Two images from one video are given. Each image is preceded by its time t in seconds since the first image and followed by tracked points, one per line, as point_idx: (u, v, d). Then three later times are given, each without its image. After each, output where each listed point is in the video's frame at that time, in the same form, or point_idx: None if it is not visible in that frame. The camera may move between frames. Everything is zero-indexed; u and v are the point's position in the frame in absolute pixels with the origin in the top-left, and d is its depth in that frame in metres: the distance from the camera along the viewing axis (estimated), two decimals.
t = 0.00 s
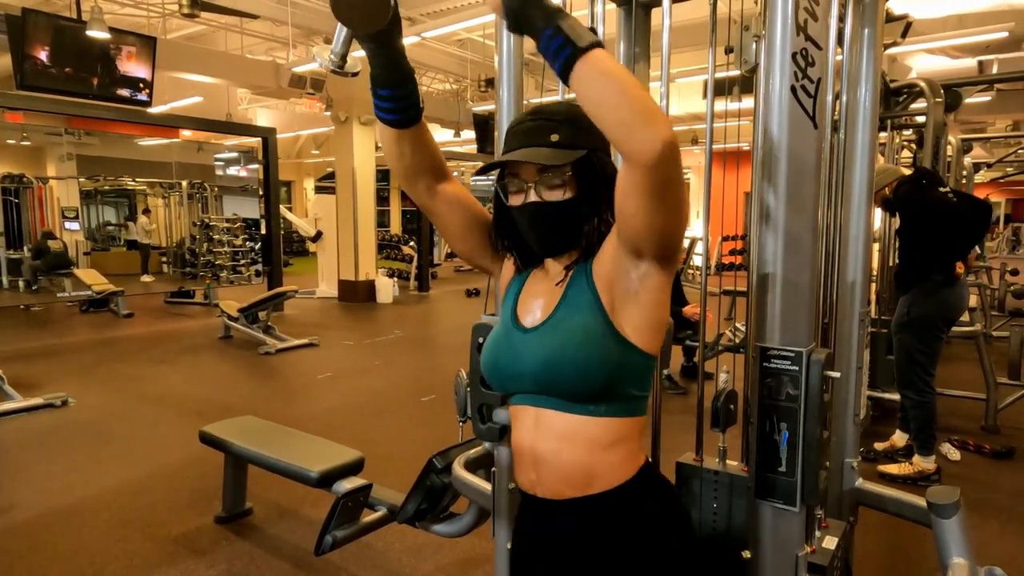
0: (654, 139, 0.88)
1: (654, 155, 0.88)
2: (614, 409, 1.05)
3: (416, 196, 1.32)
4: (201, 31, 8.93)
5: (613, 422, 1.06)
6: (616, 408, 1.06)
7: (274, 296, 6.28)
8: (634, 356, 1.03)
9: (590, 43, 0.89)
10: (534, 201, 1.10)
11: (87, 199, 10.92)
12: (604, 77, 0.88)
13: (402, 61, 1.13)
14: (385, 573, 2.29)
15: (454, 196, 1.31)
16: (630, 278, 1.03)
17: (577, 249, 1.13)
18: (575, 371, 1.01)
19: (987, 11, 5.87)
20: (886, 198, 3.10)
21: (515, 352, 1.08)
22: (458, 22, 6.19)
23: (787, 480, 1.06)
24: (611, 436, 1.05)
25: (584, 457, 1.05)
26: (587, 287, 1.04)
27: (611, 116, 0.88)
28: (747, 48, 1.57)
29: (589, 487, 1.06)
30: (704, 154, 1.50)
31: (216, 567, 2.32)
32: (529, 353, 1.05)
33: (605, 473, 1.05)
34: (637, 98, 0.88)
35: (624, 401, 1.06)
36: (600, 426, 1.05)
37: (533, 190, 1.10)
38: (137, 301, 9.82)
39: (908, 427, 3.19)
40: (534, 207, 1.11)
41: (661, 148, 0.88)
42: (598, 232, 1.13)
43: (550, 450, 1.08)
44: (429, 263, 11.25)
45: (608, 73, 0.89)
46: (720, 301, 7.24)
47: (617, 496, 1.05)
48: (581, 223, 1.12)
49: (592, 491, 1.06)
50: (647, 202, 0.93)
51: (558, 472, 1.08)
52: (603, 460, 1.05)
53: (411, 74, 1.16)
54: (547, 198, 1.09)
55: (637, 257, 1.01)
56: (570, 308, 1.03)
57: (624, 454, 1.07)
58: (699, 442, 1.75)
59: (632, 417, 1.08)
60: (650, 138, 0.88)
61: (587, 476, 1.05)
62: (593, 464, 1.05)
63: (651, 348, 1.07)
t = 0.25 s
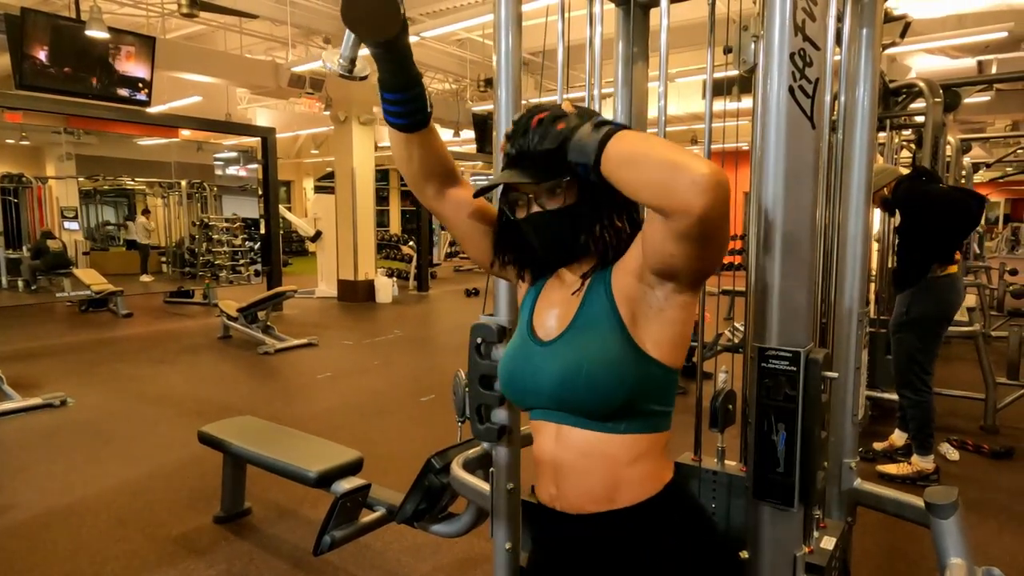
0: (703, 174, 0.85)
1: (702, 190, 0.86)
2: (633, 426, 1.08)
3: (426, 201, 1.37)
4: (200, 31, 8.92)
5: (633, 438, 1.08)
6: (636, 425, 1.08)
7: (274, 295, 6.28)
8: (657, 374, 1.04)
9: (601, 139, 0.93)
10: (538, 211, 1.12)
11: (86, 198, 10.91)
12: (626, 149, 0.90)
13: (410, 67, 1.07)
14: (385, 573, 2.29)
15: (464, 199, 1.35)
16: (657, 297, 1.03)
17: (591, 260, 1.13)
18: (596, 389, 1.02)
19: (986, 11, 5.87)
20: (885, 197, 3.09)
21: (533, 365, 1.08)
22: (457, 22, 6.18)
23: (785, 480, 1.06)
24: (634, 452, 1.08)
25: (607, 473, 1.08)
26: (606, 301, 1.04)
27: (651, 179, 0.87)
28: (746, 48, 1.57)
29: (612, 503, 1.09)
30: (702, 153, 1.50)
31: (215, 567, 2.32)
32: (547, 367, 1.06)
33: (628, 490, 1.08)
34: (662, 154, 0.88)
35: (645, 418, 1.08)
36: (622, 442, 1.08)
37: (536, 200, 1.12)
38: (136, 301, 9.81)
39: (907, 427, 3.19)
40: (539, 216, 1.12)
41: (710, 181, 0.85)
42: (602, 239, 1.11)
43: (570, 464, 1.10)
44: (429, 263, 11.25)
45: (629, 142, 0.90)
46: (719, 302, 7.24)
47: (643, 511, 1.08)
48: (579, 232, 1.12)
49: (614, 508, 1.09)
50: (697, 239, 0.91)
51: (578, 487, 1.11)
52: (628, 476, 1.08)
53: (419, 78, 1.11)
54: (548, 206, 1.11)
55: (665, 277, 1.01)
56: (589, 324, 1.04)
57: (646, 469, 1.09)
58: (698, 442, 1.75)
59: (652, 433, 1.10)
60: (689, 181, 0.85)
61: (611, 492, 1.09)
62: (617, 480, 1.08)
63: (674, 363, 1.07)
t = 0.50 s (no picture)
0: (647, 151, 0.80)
1: (654, 167, 0.80)
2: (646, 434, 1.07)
3: (446, 199, 1.36)
4: (200, 30, 8.92)
5: (644, 446, 1.07)
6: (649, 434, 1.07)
7: (274, 295, 6.28)
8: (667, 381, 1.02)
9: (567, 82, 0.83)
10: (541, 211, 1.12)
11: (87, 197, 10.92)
12: (588, 106, 0.81)
13: (416, 66, 1.09)
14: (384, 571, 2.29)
15: (478, 195, 1.33)
16: (663, 296, 1.01)
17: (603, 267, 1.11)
18: (599, 391, 1.02)
19: (987, 10, 5.86)
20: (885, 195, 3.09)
21: (541, 366, 1.10)
22: (458, 21, 6.18)
23: (784, 479, 1.05)
24: (643, 459, 1.07)
25: (615, 480, 1.08)
26: (618, 308, 1.04)
27: (594, 138, 0.81)
28: (747, 47, 1.57)
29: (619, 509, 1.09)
30: (702, 152, 1.50)
31: (215, 566, 2.33)
32: (555, 368, 1.07)
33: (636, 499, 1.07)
34: (621, 115, 0.81)
35: (656, 425, 1.07)
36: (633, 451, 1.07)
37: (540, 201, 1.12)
38: (137, 300, 9.82)
39: (907, 427, 3.19)
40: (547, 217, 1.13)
41: (661, 159, 0.80)
42: (596, 243, 1.12)
43: (582, 468, 1.11)
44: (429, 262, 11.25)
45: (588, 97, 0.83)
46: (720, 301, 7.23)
47: (654, 518, 1.08)
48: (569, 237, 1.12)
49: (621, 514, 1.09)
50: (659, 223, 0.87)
51: (586, 491, 1.11)
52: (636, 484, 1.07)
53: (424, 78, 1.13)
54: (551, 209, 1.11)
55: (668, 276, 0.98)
56: (598, 329, 1.04)
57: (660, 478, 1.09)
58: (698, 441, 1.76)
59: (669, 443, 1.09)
60: (636, 155, 0.80)
61: (617, 498, 1.08)
62: (625, 487, 1.08)
63: (690, 372, 1.05)
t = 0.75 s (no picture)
0: (546, 133, 0.77)
1: (548, 151, 0.78)
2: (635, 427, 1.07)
3: (459, 199, 1.36)
4: (203, 29, 8.92)
5: (630, 440, 1.08)
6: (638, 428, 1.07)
7: (276, 293, 6.28)
8: (650, 377, 1.01)
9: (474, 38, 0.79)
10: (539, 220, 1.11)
11: (89, 196, 10.93)
12: (497, 74, 0.78)
13: (429, 71, 1.05)
14: (386, 570, 2.30)
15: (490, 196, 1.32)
16: (641, 288, 0.98)
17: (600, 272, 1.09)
18: (584, 381, 1.02)
19: (991, 8, 5.84)
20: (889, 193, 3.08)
21: (535, 352, 1.10)
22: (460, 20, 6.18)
23: (787, 477, 1.05)
24: (629, 454, 1.08)
25: (601, 474, 1.09)
26: (605, 298, 1.02)
27: (493, 105, 0.79)
28: (749, 45, 1.57)
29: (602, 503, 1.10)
30: (705, 151, 1.50)
31: (218, 564, 2.33)
32: (547, 355, 1.07)
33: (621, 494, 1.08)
34: (528, 90, 0.78)
35: (641, 420, 1.06)
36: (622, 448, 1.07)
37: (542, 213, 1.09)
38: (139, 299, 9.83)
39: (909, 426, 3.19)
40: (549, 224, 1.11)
41: (554, 144, 0.78)
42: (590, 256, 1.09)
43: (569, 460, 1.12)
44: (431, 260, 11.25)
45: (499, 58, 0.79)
46: (722, 300, 7.22)
47: (638, 512, 1.09)
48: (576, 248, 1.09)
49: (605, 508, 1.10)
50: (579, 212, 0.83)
51: (573, 480, 1.12)
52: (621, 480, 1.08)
53: (438, 82, 1.08)
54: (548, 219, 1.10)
55: (641, 268, 0.95)
56: (583, 321, 1.02)
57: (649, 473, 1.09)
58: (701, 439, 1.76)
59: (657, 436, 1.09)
60: (535, 136, 0.77)
61: (602, 492, 1.09)
62: (610, 483, 1.08)
63: (681, 368, 1.02)
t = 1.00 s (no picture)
0: (492, 152, 0.76)
1: (495, 174, 0.78)
2: (614, 425, 1.09)
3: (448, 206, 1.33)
4: (209, 27, 8.94)
5: (607, 439, 1.10)
6: (616, 426, 1.09)
7: (282, 291, 6.30)
8: (626, 376, 1.03)
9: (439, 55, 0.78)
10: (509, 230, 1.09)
11: (97, 194, 10.98)
12: (455, 89, 0.77)
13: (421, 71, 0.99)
14: (391, 566, 2.30)
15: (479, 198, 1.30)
16: (609, 293, 0.99)
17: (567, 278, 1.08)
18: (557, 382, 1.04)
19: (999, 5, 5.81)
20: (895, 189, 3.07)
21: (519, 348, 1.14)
22: (465, 17, 6.18)
23: (792, 476, 1.05)
24: (610, 454, 1.10)
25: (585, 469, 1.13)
26: (579, 301, 1.03)
27: (448, 128, 0.79)
28: (755, 43, 1.56)
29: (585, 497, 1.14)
30: (710, 149, 1.50)
31: (224, 560, 2.34)
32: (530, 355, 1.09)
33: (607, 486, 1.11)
34: (486, 111, 0.76)
35: (619, 417, 1.09)
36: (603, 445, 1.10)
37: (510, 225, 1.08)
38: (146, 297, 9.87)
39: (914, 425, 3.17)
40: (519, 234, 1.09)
41: (500, 167, 0.77)
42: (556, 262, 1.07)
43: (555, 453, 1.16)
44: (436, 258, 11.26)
45: (456, 77, 0.78)
46: (728, 298, 7.20)
47: (626, 501, 1.11)
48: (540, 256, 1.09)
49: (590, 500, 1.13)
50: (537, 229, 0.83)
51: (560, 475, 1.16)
52: (600, 472, 1.12)
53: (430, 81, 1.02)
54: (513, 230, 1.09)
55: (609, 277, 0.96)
56: (560, 323, 1.03)
57: (636, 467, 1.12)
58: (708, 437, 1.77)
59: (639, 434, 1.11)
60: (485, 159, 0.77)
61: (587, 486, 1.13)
62: (595, 477, 1.12)
63: (654, 367, 1.04)
